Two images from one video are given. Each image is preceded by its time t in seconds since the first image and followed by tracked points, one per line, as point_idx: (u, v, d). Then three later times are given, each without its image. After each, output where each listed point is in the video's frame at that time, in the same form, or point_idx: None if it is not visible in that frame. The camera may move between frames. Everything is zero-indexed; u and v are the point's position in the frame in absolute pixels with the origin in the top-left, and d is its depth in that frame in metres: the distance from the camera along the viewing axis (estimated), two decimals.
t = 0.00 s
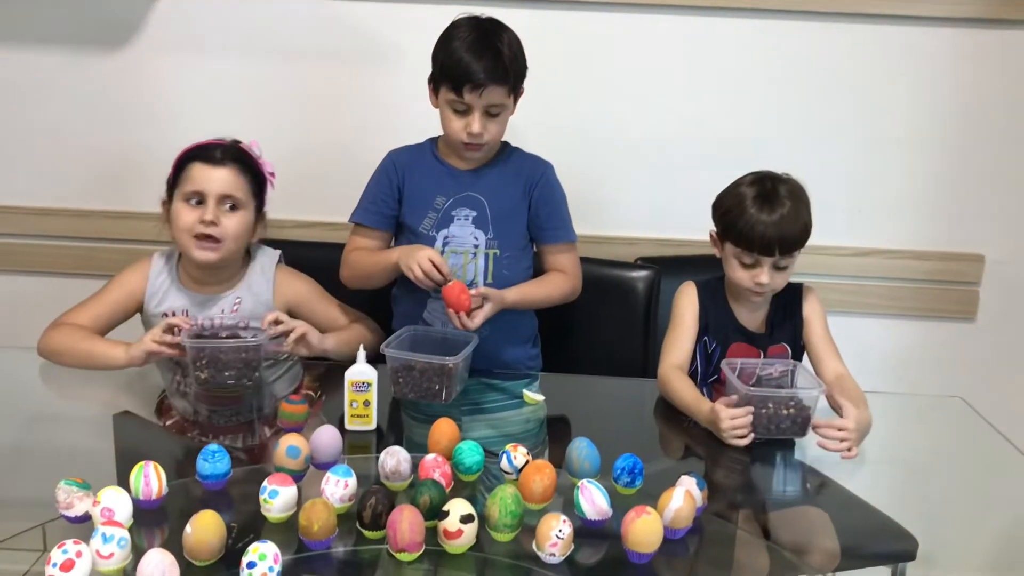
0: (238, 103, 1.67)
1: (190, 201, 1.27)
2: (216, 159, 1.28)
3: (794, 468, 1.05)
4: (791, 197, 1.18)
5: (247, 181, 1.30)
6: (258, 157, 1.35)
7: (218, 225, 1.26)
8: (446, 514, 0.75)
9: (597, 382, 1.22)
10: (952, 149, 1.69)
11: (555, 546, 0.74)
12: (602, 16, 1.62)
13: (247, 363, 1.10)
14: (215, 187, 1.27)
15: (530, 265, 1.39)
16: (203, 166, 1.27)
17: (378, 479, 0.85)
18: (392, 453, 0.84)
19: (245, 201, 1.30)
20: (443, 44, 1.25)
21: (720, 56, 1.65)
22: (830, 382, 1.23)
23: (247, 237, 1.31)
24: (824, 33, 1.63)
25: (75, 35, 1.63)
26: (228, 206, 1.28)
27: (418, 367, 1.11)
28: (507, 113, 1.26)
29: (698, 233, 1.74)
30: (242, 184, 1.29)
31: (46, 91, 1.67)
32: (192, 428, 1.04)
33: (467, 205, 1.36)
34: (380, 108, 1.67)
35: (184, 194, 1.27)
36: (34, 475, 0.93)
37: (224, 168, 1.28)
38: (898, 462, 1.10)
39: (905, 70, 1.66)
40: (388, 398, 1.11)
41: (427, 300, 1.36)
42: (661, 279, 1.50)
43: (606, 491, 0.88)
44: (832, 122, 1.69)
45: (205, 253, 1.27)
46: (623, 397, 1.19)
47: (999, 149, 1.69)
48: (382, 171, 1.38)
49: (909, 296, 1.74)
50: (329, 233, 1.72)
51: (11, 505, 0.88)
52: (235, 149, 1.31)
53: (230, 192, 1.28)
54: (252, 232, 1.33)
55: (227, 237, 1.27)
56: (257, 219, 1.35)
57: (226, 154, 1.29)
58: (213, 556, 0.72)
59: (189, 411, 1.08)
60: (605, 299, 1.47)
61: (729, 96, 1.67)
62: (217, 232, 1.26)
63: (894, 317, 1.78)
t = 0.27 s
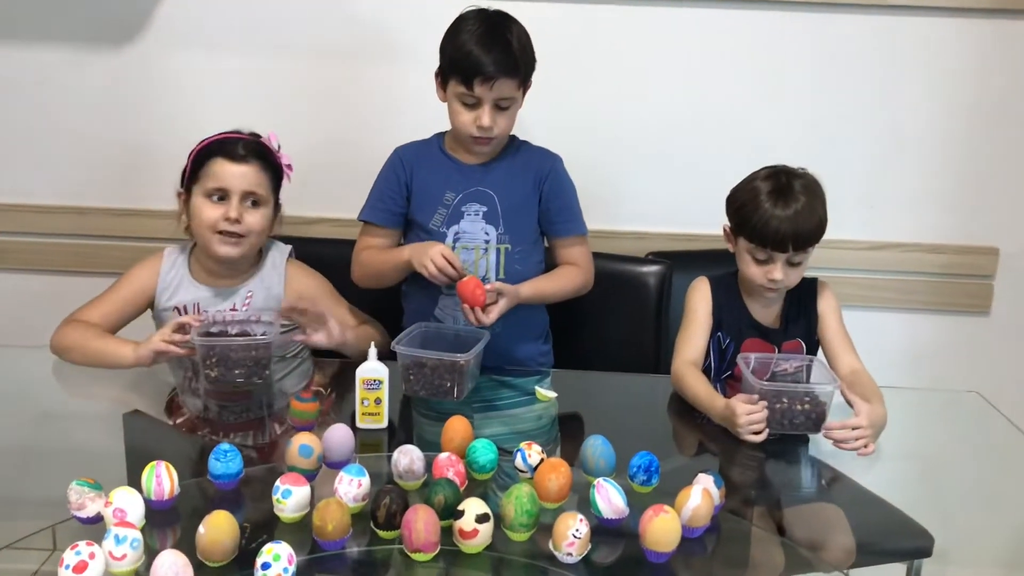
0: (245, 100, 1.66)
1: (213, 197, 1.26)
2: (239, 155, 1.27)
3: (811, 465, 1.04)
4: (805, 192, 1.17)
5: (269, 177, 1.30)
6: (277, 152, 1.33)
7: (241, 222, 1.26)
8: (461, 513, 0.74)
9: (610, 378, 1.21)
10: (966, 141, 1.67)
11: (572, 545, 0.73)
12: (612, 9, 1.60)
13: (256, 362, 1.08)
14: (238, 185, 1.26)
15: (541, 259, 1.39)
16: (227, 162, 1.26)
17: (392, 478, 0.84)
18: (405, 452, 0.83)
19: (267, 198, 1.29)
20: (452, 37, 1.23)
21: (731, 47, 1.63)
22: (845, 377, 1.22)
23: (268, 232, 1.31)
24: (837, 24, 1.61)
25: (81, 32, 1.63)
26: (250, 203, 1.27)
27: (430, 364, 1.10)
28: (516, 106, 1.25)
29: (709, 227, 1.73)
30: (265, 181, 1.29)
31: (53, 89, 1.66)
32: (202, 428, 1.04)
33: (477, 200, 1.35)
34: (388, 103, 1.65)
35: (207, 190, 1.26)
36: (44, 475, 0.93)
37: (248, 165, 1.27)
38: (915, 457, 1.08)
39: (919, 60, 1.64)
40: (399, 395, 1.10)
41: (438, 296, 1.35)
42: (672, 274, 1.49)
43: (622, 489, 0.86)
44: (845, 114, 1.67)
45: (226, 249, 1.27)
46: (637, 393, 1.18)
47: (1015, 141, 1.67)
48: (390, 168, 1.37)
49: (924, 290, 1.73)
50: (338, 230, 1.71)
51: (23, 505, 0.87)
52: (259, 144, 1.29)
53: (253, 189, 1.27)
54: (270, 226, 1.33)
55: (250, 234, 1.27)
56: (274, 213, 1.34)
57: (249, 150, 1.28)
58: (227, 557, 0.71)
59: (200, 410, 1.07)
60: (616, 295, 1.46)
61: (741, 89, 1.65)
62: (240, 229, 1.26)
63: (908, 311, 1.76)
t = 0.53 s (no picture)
0: (250, 100, 1.66)
1: (221, 203, 1.25)
2: (245, 163, 1.24)
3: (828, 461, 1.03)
4: (816, 188, 1.16)
5: (279, 180, 1.27)
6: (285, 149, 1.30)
7: (251, 228, 1.26)
8: (480, 514, 0.74)
9: (621, 375, 1.20)
10: (974, 134, 1.67)
11: (593, 545, 0.73)
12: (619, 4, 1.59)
13: (267, 362, 1.09)
14: (246, 192, 1.24)
15: (550, 256, 1.39)
16: (234, 170, 1.23)
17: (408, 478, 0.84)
18: (421, 452, 0.83)
19: (277, 200, 1.28)
20: (459, 33, 1.23)
21: (739, 43, 1.62)
22: (858, 372, 1.22)
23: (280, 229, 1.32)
24: (846, 18, 1.61)
25: (86, 33, 1.62)
26: (259, 208, 1.26)
27: (441, 364, 1.09)
28: (525, 103, 1.25)
29: (718, 223, 1.72)
30: (274, 185, 1.26)
31: (58, 90, 1.65)
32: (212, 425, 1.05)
33: (486, 198, 1.34)
34: (395, 102, 1.65)
35: (215, 195, 1.25)
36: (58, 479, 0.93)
37: (255, 172, 1.24)
38: (930, 452, 1.08)
39: (928, 54, 1.63)
40: (411, 396, 1.10)
41: (447, 295, 1.35)
42: (681, 270, 1.48)
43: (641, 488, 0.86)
44: (853, 108, 1.66)
45: (239, 251, 1.28)
46: (648, 390, 1.17)
47: None
48: (398, 167, 1.36)
49: (933, 283, 1.72)
50: (344, 229, 1.71)
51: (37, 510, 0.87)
52: (265, 148, 1.25)
53: (261, 196, 1.25)
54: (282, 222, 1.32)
55: (261, 237, 1.28)
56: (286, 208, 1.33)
57: (256, 155, 1.24)
58: (245, 560, 0.71)
59: (208, 408, 1.08)
60: (626, 292, 1.45)
61: (749, 85, 1.65)
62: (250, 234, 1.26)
63: (917, 305, 1.76)
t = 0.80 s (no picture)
0: (253, 99, 1.65)
1: (225, 206, 1.25)
2: (249, 168, 1.23)
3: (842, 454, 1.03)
4: (825, 185, 1.16)
5: (284, 185, 1.27)
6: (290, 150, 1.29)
7: (255, 230, 1.26)
8: (502, 511, 0.74)
9: (631, 372, 1.20)
10: (978, 127, 1.67)
11: (615, 542, 0.73)
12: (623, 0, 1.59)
13: (277, 362, 1.09)
14: (251, 197, 1.24)
15: (559, 254, 1.39)
16: (239, 175, 1.23)
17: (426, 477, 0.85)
18: (439, 451, 0.83)
19: (281, 204, 1.28)
20: (467, 30, 1.23)
21: (742, 38, 1.62)
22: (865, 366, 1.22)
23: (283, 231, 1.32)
24: (850, 12, 1.61)
25: (88, 33, 1.61)
26: (263, 211, 1.26)
27: (452, 363, 1.08)
28: (533, 100, 1.25)
29: (721, 218, 1.73)
30: (279, 189, 1.26)
31: (60, 91, 1.65)
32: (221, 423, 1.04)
33: (495, 196, 1.34)
34: (399, 99, 1.64)
35: (220, 199, 1.25)
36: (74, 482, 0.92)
37: (259, 177, 1.24)
38: (941, 444, 1.08)
39: (931, 49, 1.63)
40: (420, 394, 1.10)
41: (457, 293, 1.35)
42: (687, 266, 1.49)
43: (659, 484, 0.88)
44: (855, 103, 1.66)
45: (242, 252, 1.29)
46: (658, 386, 1.17)
47: None
48: (405, 165, 1.36)
49: (938, 277, 1.73)
50: (348, 228, 1.70)
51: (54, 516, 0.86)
52: (268, 151, 1.25)
53: (265, 200, 1.25)
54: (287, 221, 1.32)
55: (264, 239, 1.28)
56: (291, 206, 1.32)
57: (262, 161, 1.24)
58: (267, 561, 0.70)
59: (212, 404, 1.07)
60: (632, 289, 1.46)
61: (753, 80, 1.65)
62: (255, 235, 1.27)
63: (921, 298, 1.76)
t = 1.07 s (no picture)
0: (252, 97, 1.65)
1: (224, 198, 1.24)
2: (247, 156, 1.23)
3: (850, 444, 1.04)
4: (828, 178, 1.17)
5: (282, 173, 1.26)
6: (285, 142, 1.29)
7: (256, 222, 1.24)
8: (518, 505, 0.76)
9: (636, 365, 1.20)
10: (974, 119, 1.69)
11: (631, 533, 0.75)
12: None
13: (283, 359, 1.08)
14: (249, 185, 1.23)
15: (563, 249, 1.39)
16: (236, 164, 1.23)
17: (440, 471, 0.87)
18: (451, 445, 0.86)
19: (281, 194, 1.27)
20: (470, 27, 1.23)
21: (741, 32, 1.63)
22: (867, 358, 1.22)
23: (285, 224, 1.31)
24: (847, 6, 1.62)
25: (86, 31, 1.60)
26: (262, 201, 1.25)
27: (458, 357, 1.09)
28: (536, 95, 1.26)
29: (721, 212, 1.74)
30: (277, 178, 1.25)
31: (58, 89, 1.64)
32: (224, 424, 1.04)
33: (499, 192, 1.35)
34: (398, 96, 1.64)
35: (218, 191, 1.24)
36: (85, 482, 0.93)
37: (257, 165, 1.23)
38: (946, 432, 1.09)
39: (928, 42, 1.64)
40: (426, 389, 1.09)
41: (463, 288, 1.35)
42: (688, 260, 1.50)
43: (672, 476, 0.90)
44: (852, 96, 1.67)
45: (245, 247, 1.27)
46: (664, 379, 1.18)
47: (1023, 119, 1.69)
48: (408, 162, 1.36)
49: (936, 268, 1.74)
50: (348, 224, 1.70)
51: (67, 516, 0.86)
52: (264, 140, 1.25)
53: (265, 188, 1.24)
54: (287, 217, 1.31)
55: (266, 231, 1.27)
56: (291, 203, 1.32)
57: (258, 150, 1.24)
58: (285, 556, 0.72)
59: (217, 408, 1.07)
60: (634, 283, 1.46)
61: (751, 74, 1.66)
62: (256, 227, 1.25)
63: (919, 290, 1.78)
